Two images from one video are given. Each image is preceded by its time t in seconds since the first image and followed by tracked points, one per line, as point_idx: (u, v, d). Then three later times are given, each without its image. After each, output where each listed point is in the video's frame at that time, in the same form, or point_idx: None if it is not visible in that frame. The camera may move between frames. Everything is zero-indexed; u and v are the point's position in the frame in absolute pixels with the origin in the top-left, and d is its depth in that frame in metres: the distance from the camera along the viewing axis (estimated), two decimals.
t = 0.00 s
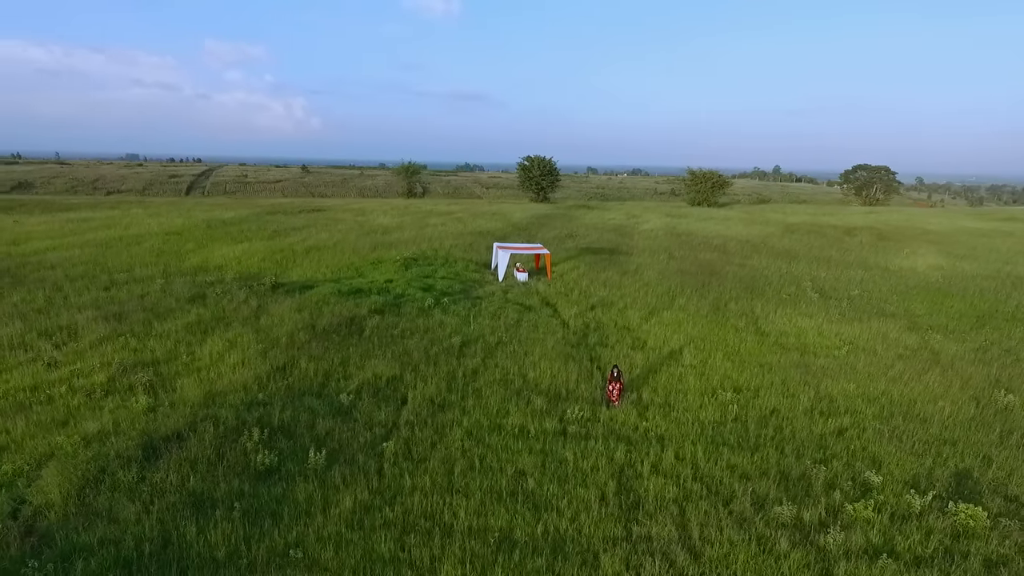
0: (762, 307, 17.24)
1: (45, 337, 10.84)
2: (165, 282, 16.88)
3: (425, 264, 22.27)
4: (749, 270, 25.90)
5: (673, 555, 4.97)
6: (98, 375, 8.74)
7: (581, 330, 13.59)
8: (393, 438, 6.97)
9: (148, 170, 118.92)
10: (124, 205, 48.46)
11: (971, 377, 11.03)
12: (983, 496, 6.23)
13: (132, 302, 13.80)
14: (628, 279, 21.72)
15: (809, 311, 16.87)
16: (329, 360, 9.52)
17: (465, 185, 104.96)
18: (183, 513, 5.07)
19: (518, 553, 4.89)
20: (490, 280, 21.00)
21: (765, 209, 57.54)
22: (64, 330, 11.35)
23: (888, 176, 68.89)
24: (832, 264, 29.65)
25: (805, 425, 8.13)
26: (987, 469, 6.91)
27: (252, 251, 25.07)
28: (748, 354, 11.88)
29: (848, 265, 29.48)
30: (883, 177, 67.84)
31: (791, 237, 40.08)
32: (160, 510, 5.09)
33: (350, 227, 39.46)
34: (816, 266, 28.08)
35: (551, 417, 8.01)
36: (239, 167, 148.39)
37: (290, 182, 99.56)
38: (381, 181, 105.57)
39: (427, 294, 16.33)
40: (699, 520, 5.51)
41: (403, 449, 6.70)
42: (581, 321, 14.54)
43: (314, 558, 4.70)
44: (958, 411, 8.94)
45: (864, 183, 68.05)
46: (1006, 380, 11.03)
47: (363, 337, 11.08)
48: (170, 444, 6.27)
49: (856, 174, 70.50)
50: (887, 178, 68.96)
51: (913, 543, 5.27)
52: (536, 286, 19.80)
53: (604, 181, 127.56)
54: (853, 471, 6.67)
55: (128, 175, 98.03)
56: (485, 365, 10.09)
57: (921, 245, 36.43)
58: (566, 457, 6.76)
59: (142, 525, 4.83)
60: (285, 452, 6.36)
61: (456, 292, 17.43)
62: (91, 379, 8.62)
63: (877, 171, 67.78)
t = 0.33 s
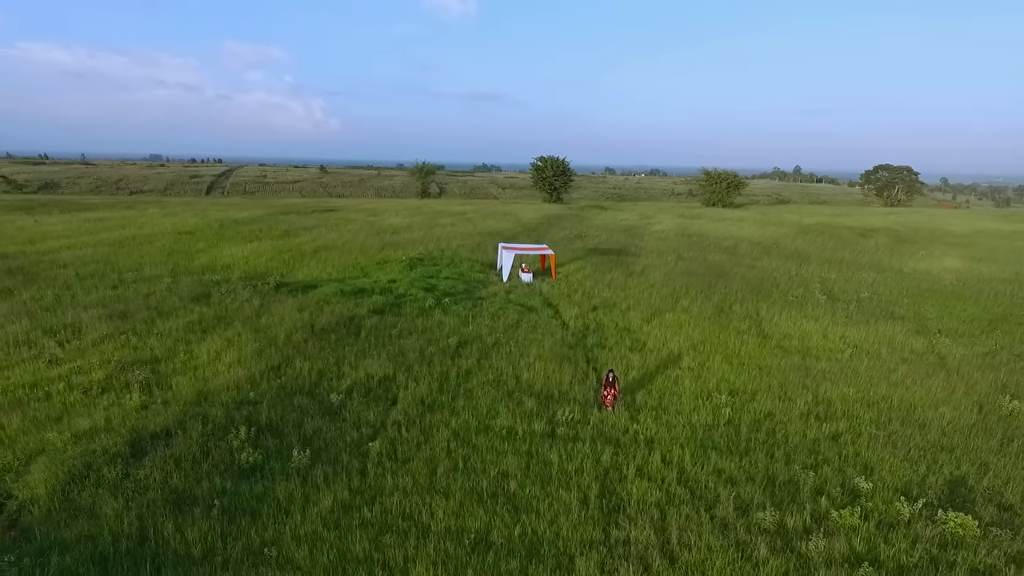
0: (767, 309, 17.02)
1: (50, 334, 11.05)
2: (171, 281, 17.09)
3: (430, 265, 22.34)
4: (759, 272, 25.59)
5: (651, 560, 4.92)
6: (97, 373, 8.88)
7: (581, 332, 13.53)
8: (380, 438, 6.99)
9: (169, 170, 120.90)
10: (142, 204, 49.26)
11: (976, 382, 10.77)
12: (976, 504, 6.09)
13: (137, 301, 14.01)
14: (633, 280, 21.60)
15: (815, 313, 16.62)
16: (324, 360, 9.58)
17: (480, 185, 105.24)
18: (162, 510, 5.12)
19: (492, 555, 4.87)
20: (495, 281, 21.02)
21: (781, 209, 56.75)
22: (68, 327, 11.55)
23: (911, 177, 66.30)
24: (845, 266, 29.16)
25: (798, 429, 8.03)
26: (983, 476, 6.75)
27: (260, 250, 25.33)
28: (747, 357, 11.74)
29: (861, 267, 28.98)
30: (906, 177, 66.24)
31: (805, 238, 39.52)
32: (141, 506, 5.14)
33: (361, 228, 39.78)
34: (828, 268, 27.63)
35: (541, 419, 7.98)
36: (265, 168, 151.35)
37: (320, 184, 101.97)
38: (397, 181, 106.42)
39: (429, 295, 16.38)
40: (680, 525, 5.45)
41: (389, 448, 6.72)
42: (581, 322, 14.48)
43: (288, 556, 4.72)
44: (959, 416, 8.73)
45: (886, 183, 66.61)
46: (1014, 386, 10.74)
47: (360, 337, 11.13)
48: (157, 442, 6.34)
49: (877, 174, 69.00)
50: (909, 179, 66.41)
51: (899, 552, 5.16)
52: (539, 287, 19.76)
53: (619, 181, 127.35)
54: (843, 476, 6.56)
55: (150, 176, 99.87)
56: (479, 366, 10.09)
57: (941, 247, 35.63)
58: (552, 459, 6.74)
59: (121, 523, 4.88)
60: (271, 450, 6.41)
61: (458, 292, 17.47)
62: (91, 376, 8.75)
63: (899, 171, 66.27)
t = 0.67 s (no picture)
0: (774, 311, 16.80)
1: (56, 331, 11.22)
2: (179, 280, 17.31)
3: (436, 265, 22.40)
4: (769, 273, 25.29)
5: (631, 564, 4.87)
6: (98, 369, 8.99)
7: (582, 333, 13.47)
8: (369, 437, 7.00)
9: (190, 170, 122.58)
10: (160, 204, 49.99)
11: (984, 387, 10.51)
12: (972, 512, 5.94)
13: (144, 299, 14.20)
14: (640, 281, 21.48)
15: (823, 315, 16.36)
16: (320, 359, 9.64)
17: (495, 185, 105.56)
18: (147, 506, 5.17)
19: (472, 557, 4.85)
20: (500, 281, 21.02)
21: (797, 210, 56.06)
22: (75, 324, 11.72)
23: (933, 176, 65.09)
24: (859, 267, 28.67)
25: (794, 432, 7.91)
26: (981, 482, 6.60)
27: (270, 250, 25.55)
28: (749, 360, 11.59)
29: (875, 269, 28.48)
30: (929, 177, 64.88)
31: (820, 239, 38.97)
32: (126, 502, 5.20)
33: (372, 227, 40.05)
34: (841, 270, 27.22)
35: (533, 420, 7.96)
36: (282, 168, 153.52)
37: (336, 184, 102.76)
38: (412, 181, 107.08)
39: (432, 295, 16.41)
40: (663, 529, 5.38)
41: (377, 448, 6.73)
42: (583, 323, 14.41)
43: (267, 554, 4.73)
44: (963, 422, 8.52)
45: (908, 183, 65.33)
46: None
47: (359, 337, 11.18)
48: (148, 439, 6.40)
49: (899, 174, 67.66)
50: (931, 179, 65.14)
51: (887, 560, 5.06)
52: (544, 288, 19.71)
53: (633, 181, 126.83)
54: (836, 481, 6.44)
55: (170, 175, 101.48)
56: (475, 367, 10.09)
57: (961, 249, 34.88)
58: (540, 461, 6.71)
59: (105, 519, 4.93)
60: (260, 448, 6.45)
61: (462, 293, 17.51)
62: (91, 373, 8.86)
63: (922, 171, 64.88)
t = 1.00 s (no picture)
0: (783, 313, 16.50)
1: (65, 329, 11.40)
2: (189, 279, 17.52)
3: (443, 265, 22.45)
4: (781, 274, 24.92)
5: (612, 570, 4.81)
6: (101, 366, 9.12)
7: (584, 334, 13.40)
8: (360, 436, 7.02)
9: (211, 171, 124.38)
10: (180, 204, 50.72)
11: (995, 393, 10.19)
12: (970, 522, 5.78)
13: (152, 297, 14.38)
14: (648, 282, 21.30)
15: (833, 317, 16.01)
16: (319, 358, 9.70)
17: (511, 185, 105.61)
18: (133, 502, 5.21)
19: (451, 558, 4.82)
20: (507, 281, 20.98)
21: (817, 211, 55.19)
22: (83, 322, 11.90)
23: (960, 177, 63.63)
24: (875, 269, 28.09)
25: (792, 437, 7.77)
26: (983, 491, 6.41)
27: (280, 250, 25.76)
28: (751, 363, 11.42)
29: (893, 271, 27.87)
30: (956, 177, 63.38)
31: (839, 241, 38.30)
32: (114, 498, 5.24)
33: (385, 227, 40.26)
34: (858, 272, 26.69)
35: (526, 422, 7.93)
36: (302, 168, 155.55)
37: (354, 184, 103.77)
38: (428, 181, 107.62)
39: (436, 296, 16.43)
40: (649, 534, 5.30)
41: (367, 447, 6.74)
42: (587, 325, 14.34)
43: (247, 552, 4.74)
44: (970, 429, 8.27)
45: (933, 184, 63.97)
46: None
47: (359, 337, 11.24)
48: (142, 436, 6.46)
49: (924, 174, 66.23)
50: (958, 179, 63.67)
51: (875, 569, 4.95)
52: (550, 289, 19.64)
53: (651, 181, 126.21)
54: (830, 488, 6.31)
55: (193, 176, 103.06)
56: (473, 367, 10.07)
57: (985, 252, 34.01)
58: (530, 463, 6.67)
59: (91, 515, 4.97)
60: (251, 446, 6.48)
61: (467, 293, 17.52)
62: (94, 370, 8.97)
63: (948, 171, 63.46)
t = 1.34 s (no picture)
0: (795, 315, 16.15)
1: (78, 325, 11.67)
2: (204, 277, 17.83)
3: (454, 266, 22.51)
4: (799, 276, 24.43)
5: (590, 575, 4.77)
6: (108, 363, 9.29)
7: (589, 336, 13.31)
8: (351, 436, 7.05)
9: (238, 171, 126.66)
10: (203, 203, 51.72)
11: (1011, 401, 9.82)
12: (969, 534, 5.59)
13: (165, 296, 14.66)
14: (659, 283, 21.08)
15: (847, 320, 15.60)
16: (320, 358, 9.78)
17: (531, 185, 105.64)
18: (122, 498, 5.29)
19: (429, 560, 4.81)
20: (517, 282, 20.94)
21: (841, 211, 54.02)
22: (96, 319, 12.15)
23: (994, 177, 61.65)
24: (897, 271, 27.35)
25: (792, 443, 7.60)
26: (986, 503, 6.20)
27: (295, 249, 26.07)
28: (757, 366, 11.21)
29: (915, 273, 27.12)
30: (990, 177, 61.41)
31: (862, 242, 37.44)
32: (104, 493, 5.33)
33: (401, 227, 40.55)
34: (879, 274, 26.04)
35: (520, 424, 7.89)
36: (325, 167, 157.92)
37: (376, 184, 104.67)
38: (449, 181, 108.15)
39: (444, 296, 16.48)
40: (632, 540, 5.24)
41: (358, 447, 6.77)
42: (593, 326, 14.23)
43: (228, 549, 4.78)
44: (981, 438, 7.98)
45: (967, 184, 62.12)
46: None
47: (361, 336, 11.31)
48: (137, 432, 6.57)
49: (957, 174, 64.40)
50: (992, 180, 61.73)
51: None
52: (559, 290, 19.55)
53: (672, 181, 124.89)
54: (825, 497, 6.16)
55: (219, 175, 105.19)
56: (472, 368, 10.06)
57: (1017, 255, 32.87)
58: (519, 465, 6.63)
59: (79, 509, 5.05)
60: (243, 444, 6.55)
61: (475, 293, 17.53)
62: (101, 366, 9.16)
63: (981, 171, 61.57)
